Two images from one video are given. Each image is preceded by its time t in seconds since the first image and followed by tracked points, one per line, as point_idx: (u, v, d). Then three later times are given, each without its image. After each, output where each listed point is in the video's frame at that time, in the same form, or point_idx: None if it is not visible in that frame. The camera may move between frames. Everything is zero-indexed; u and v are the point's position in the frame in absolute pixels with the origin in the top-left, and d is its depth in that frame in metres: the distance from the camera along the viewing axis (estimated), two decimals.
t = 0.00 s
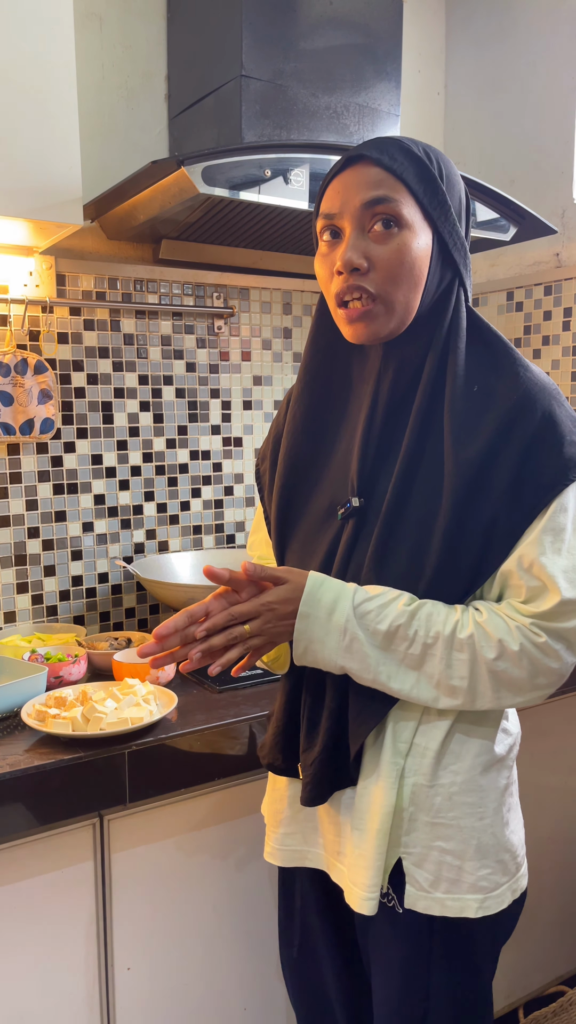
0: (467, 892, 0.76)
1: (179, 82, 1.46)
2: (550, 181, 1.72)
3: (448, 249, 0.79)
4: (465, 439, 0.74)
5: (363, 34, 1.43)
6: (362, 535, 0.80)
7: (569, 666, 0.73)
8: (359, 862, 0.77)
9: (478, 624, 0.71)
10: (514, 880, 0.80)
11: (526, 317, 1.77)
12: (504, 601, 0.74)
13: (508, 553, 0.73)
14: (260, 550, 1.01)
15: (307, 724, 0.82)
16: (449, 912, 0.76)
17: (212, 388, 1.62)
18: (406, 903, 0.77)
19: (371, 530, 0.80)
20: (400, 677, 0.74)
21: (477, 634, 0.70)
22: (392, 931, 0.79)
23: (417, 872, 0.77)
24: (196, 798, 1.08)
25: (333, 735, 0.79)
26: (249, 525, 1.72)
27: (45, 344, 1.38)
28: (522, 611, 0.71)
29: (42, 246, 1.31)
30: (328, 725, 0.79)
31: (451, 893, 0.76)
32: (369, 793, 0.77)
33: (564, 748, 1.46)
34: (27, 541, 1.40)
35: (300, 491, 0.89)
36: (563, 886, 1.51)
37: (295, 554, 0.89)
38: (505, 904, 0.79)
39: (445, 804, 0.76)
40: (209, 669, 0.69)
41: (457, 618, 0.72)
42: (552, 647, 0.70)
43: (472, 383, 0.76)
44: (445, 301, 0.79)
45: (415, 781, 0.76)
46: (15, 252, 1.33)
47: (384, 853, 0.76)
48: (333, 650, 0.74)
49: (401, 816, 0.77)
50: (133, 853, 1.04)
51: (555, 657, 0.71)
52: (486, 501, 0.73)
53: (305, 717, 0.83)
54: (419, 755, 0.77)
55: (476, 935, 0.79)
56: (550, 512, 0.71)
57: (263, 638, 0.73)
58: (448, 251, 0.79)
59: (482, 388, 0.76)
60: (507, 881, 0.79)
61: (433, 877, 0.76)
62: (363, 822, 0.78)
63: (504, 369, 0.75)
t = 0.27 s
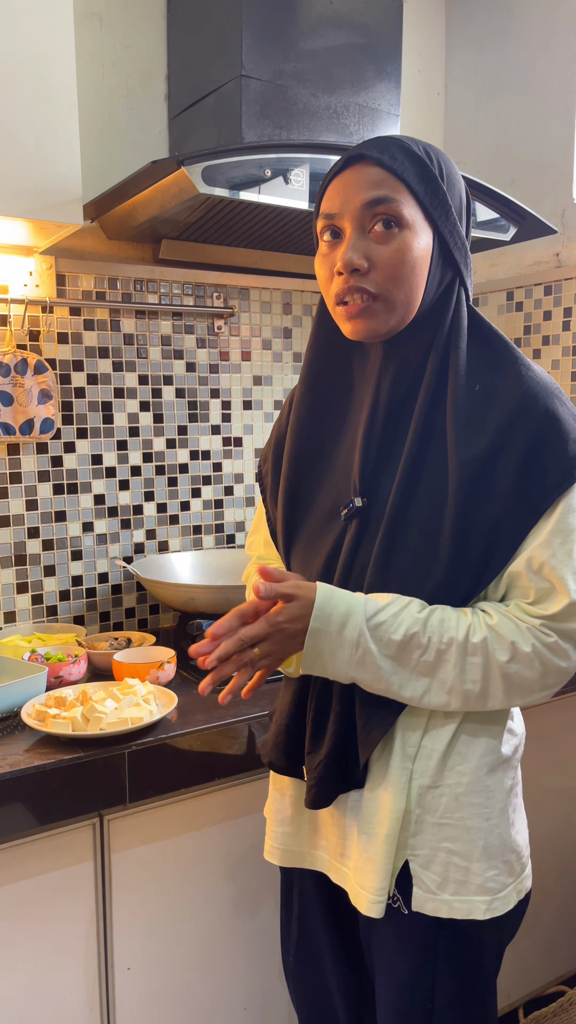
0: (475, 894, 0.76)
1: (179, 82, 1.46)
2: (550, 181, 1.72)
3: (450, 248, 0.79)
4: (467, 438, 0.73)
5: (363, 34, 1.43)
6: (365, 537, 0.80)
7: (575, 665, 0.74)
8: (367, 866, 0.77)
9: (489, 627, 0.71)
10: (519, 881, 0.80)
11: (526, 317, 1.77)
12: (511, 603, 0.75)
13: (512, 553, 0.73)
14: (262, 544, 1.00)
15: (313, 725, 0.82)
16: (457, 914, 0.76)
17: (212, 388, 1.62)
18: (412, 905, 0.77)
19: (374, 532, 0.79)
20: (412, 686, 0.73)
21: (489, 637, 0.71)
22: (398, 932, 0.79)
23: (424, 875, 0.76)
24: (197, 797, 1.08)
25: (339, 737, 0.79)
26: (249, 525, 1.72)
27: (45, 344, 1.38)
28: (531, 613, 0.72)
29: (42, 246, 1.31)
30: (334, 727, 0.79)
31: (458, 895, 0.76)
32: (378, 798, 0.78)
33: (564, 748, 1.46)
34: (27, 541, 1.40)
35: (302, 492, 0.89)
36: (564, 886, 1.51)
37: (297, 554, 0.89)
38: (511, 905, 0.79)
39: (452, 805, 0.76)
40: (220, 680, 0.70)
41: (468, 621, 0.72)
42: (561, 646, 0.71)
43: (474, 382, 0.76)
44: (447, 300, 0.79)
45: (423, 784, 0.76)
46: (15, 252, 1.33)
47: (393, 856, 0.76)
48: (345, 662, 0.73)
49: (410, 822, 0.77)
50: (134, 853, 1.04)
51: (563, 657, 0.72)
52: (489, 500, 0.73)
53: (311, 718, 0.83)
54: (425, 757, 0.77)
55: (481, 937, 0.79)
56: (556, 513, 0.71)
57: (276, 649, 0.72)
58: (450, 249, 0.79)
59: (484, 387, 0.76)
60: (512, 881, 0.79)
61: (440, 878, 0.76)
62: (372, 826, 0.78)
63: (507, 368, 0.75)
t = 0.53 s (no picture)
0: (475, 894, 0.76)
1: (179, 82, 1.46)
2: (550, 181, 1.72)
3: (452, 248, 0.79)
4: (473, 438, 0.74)
5: (363, 34, 1.43)
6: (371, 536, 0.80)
7: None
8: (371, 864, 0.76)
9: (491, 624, 0.71)
10: (521, 881, 0.80)
11: (526, 317, 1.77)
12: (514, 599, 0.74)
13: (518, 552, 0.73)
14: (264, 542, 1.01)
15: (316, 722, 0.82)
16: (457, 914, 0.76)
17: (212, 388, 1.62)
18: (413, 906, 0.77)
19: (382, 533, 0.79)
20: (417, 685, 0.72)
21: (490, 634, 0.71)
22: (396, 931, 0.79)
23: (426, 875, 0.76)
24: (197, 797, 1.08)
25: (341, 735, 0.79)
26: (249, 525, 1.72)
27: (44, 344, 1.38)
28: (533, 609, 0.71)
29: (42, 246, 1.31)
30: (335, 725, 0.79)
31: (460, 895, 0.76)
32: (384, 795, 0.77)
33: (565, 747, 1.46)
34: (27, 541, 1.40)
35: (307, 493, 0.89)
36: (565, 886, 1.50)
37: (303, 555, 0.89)
38: (511, 905, 0.79)
39: (454, 806, 0.76)
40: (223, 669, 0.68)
41: (470, 618, 0.72)
42: (565, 643, 0.71)
43: (479, 383, 0.76)
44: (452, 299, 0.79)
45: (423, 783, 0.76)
46: (15, 252, 1.33)
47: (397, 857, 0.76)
48: (350, 657, 0.72)
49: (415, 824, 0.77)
50: (134, 853, 1.04)
51: (567, 654, 0.71)
52: (497, 499, 0.73)
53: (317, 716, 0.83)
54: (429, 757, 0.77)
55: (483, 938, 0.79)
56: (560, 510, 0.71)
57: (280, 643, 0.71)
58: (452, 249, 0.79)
59: (488, 386, 0.76)
60: (514, 882, 0.79)
61: (440, 878, 0.76)
62: (376, 824, 0.77)
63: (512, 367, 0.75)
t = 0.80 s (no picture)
0: (477, 895, 0.76)
1: (179, 82, 1.46)
2: (550, 181, 1.72)
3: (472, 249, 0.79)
4: (483, 438, 0.74)
5: (363, 34, 1.43)
6: (376, 534, 0.79)
7: None
8: (377, 865, 0.76)
9: (488, 625, 0.71)
10: (523, 884, 0.80)
11: (526, 317, 1.77)
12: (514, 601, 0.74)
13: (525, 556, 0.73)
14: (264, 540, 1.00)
15: (318, 724, 0.81)
16: (459, 916, 0.76)
17: (212, 388, 1.62)
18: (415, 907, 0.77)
19: (385, 530, 0.79)
20: (409, 682, 0.73)
21: (486, 635, 0.71)
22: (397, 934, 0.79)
23: (428, 877, 0.76)
24: (196, 798, 1.08)
25: (343, 736, 0.78)
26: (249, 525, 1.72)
27: (45, 344, 1.38)
28: (531, 612, 0.71)
29: (42, 246, 1.31)
30: (337, 725, 0.78)
31: (461, 897, 0.76)
32: (384, 794, 0.76)
33: (565, 747, 1.46)
34: (27, 541, 1.40)
35: (311, 488, 0.88)
36: (565, 886, 1.50)
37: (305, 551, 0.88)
38: (514, 908, 0.79)
39: (456, 808, 0.76)
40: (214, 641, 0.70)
41: (467, 618, 0.72)
42: (562, 647, 0.70)
43: (489, 384, 0.76)
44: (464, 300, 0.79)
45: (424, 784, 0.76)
46: (15, 252, 1.33)
47: (401, 855, 0.75)
48: (344, 650, 0.73)
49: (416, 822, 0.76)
50: (134, 853, 1.04)
51: (563, 659, 0.71)
52: (504, 500, 0.73)
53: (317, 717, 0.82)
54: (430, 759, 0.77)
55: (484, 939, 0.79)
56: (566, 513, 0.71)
57: (273, 624, 0.73)
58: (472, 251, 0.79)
59: (497, 387, 0.76)
60: (516, 884, 0.79)
61: (443, 880, 0.76)
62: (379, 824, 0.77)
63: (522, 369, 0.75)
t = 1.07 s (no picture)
0: (476, 899, 0.76)
1: (179, 82, 1.46)
2: (550, 181, 1.72)
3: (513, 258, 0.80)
4: (517, 445, 0.74)
5: (363, 34, 1.43)
6: (398, 533, 0.78)
7: None
8: (375, 865, 0.76)
9: (506, 631, 0.72)
10: (519, 888, 0.80)
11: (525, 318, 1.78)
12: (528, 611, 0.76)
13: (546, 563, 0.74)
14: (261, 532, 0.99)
15: (324, 724, 0.80)
16: (458, 920, 0.76)
17: (212, 388, 1.62)
18: (414, 911, 0.77)
19: (407, 531, 0.78)
20: (423, 685, 0.73)
21: (505, 643, 0.71)
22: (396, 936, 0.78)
23: (428, 880, 0.76)
24: (194, 799, 1.08)
25: (352, 735, 0.77)
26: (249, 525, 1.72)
27: (45, 344, 1.38)
28: (548, 622, 0.73)
29: (42, 246, 1.31)
30: (348, 723, 0.78)
31: (461, 901, 0.76)
32: (389, 795, 0.76)
33: (565, 748, 1.46)
34: (27, 541, 1.40)
35: (325, 484, 0.85)
36: (565, 886, 1.51)
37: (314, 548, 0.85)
38: (511, 911, 0.79)
39: (457, 811, 0.76)
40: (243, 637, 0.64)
41: (486, 624, 0.72)
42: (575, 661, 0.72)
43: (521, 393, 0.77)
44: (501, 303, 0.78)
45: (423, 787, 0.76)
46: (15, 252, 1.33)
47: (402, 858, 0.75)
48: (362, 649, 0.72)
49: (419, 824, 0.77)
50: (133, 852, 1.03)
51: (571, 675, 0.73)
52: (533, 509, 0.74)
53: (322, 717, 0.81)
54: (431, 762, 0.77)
55: (483, 941, 0.79)
56: None
57: (296, 621, 0.69)
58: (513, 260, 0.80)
59: (528, 397, 0.77)
60: (513, 888, 0.79)
61: (443, 884, 0.76)
62: (382, 826, 0.76)
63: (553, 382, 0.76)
